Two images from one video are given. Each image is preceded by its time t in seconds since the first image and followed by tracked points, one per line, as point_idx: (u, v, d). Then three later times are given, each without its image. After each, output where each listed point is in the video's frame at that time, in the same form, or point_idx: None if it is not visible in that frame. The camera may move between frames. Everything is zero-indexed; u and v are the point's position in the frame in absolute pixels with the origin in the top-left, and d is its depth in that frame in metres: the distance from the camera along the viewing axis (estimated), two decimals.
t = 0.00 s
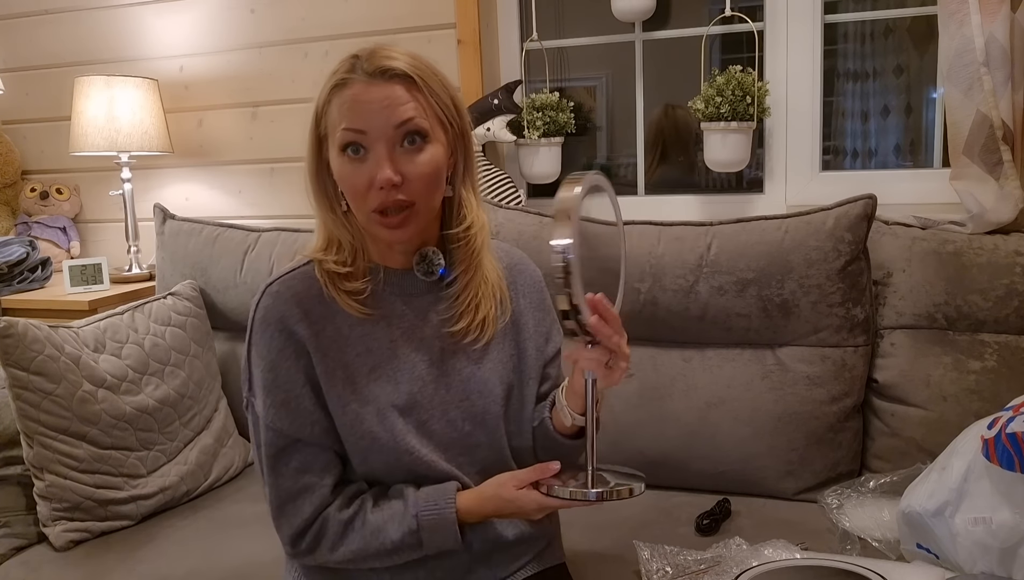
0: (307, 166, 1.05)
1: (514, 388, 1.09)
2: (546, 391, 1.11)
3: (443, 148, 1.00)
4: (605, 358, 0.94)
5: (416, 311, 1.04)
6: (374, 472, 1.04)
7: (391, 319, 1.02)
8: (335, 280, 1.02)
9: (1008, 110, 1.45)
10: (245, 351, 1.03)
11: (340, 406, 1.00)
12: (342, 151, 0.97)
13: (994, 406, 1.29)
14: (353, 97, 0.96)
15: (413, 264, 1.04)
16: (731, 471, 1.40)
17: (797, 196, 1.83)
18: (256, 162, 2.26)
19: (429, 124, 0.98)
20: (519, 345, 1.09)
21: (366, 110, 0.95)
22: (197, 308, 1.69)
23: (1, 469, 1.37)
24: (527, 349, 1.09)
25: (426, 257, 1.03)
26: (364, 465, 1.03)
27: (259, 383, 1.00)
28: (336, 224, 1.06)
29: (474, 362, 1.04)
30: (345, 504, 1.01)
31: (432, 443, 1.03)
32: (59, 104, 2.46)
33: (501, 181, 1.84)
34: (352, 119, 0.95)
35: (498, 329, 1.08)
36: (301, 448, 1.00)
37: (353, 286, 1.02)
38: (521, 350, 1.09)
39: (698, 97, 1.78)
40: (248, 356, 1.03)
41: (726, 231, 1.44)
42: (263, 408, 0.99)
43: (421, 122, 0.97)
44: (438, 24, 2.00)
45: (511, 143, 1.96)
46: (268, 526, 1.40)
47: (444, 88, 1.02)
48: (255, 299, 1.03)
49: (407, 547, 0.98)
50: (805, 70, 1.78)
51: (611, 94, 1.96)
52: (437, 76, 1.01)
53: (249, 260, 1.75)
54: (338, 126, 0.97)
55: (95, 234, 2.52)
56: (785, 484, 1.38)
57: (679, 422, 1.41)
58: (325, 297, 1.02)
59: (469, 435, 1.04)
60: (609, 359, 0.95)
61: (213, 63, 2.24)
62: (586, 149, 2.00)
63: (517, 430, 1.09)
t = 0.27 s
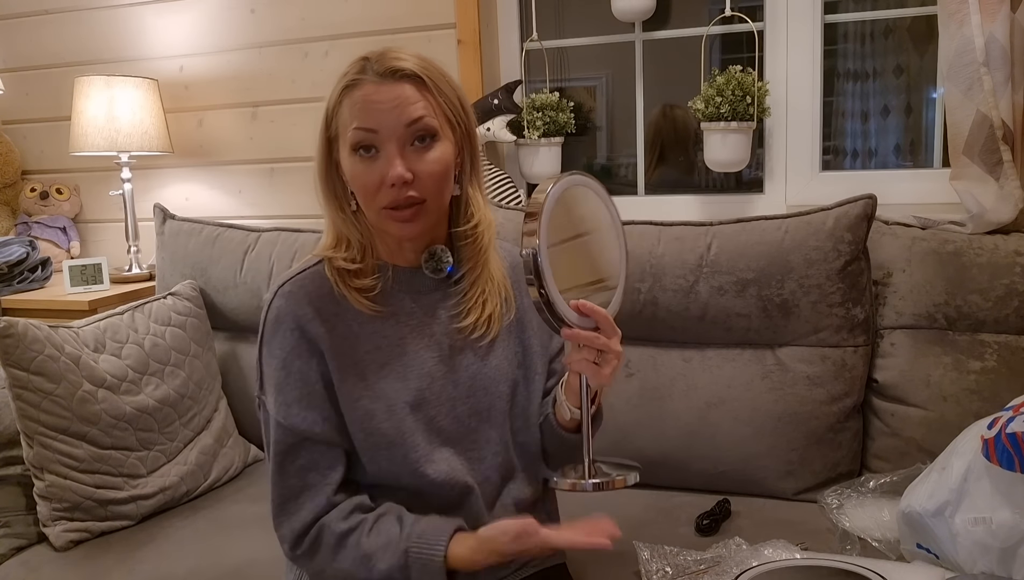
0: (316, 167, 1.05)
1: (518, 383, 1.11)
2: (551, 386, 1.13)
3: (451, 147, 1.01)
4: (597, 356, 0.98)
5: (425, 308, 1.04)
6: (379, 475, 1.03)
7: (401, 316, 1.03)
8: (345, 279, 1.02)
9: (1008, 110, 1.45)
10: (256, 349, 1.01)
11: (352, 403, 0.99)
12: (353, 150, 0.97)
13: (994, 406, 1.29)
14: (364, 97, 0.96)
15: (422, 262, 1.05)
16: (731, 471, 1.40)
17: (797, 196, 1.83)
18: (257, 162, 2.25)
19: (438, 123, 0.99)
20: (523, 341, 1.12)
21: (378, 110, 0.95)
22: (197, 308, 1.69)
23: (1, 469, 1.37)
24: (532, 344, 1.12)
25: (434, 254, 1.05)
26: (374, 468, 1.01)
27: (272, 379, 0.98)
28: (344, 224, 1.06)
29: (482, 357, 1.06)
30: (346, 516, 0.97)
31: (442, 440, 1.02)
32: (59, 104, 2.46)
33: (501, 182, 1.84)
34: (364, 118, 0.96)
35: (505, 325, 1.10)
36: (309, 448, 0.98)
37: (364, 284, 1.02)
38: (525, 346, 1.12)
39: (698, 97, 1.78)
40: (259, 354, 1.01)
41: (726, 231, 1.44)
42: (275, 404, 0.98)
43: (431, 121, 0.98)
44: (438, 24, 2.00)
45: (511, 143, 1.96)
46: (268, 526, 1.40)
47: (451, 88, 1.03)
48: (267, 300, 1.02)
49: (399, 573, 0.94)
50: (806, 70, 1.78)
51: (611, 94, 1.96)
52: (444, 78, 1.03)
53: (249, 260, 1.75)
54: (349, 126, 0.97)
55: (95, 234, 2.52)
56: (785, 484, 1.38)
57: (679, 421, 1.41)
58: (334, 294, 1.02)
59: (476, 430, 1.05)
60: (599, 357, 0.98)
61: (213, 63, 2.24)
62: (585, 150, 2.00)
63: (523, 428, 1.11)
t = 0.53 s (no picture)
0: (317, 167, 1.05)
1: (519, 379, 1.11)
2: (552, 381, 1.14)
3: (452, 143, 1.01)
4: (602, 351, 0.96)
5: (429, 303, 1.05)
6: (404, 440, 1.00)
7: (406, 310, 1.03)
8: (351, 274, 1.02)
9: (1008, 110, 1.44)
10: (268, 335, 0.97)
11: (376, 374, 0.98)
12: (356, 149, 0.97)
13: (994, 406, 1.29)
14: (366, 96, 0.95)
15: (425, 257, 1.06)
16: (730, 472, 1.40)
17: (797, 196, 1.83)
18: (257, 162, 2.25)
19: (439, 120, 0.99)
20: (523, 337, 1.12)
21: (380, 108, 0.95)
22: (197, 308, 1.69)
23: (1, 469, 1.37)
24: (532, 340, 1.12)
25: (438, 250, 1.05)
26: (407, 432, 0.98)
27: (297, 349, 0.93)
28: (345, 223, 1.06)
29: (485, 351, 1.06)
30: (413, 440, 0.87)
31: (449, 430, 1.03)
32: (59, 104, 2.45)
33: (501, 182, 1.84)
34: (366, 116, 0.95)
35: (506, 320, 1.10)
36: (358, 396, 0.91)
37: (370, 277, 1.02)
38: (525, 341, 1.11)
39: (698, 97, 1.78)
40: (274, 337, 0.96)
41: (726, 231, 1.44)
42: (305, 370, 0.92)
43: (432, 118, 0.98)
44: (438, 24, 2.00)
45: (511, 143, 1.96)
46: (269, 526, 1.40)
47: (450, 86, 1.03)
48: (274, 290, 0.98)
49: (484, 467, 0.81)
50: (806, 70, 1.78)
51: (611, 94, 1.96)
52: (443, 76, 1.03)
53: (249, 260, 1.75)
54: (352, 124, 0.97)
55: (95, 234, 2.52)
56: (784, 484, 1.38)
57: (678, 422, 1.41)
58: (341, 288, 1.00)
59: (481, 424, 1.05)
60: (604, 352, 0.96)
61: (213, 63, 2.24)
62: (586, 149, 2.00)
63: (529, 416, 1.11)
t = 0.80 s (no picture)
0: (328, 164, 1.06)
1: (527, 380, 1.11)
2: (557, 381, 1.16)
3: (462, 144, 1.01)
4: (625, 340, 1.05)
5: (439, 302, 1.06)
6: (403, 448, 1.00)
7: (416, 307, 1.04)
8: (361, 270, 1.03)
9: (1008, 110, 1.45)
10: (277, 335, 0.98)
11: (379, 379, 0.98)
12: (367, 148, 0.97)
13: (994, 406, 1.29)
14: (377, 96, 0.96)
15: (435, 255, 1.06)
16: (730, 472, 1.40)
17: (797, 196, 1.83)
18: (257, 162, 2.26)
19: (449, 121, 0.99)
20: (530, 338, 1.12)
21: (391, 108, 0.95)
22: (197, 308, 1.69)
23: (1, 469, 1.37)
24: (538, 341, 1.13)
25: (448, 249, 1.06)
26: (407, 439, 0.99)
27: (302, 354, 0.94)
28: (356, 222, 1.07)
29: (492, 350, 1.06)
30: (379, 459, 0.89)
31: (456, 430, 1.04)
32: (59, 104, 2.46)
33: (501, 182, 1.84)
34: (377, 116, 0.96)
35: (512, 320, 1.11)
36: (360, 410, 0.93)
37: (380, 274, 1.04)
38: (531, 344, 1.12)
39: (698, 97, 1.78)
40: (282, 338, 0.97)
41: (726, 231, 1.45)
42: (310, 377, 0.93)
43: (443, 119, 0.98)
44: (438, 24, 2.00)
45: (511, 143, 1.96)
46: (269, 526, 1.40)
47: (461, 87, 1.03)
48: (282, 288, 1.00)
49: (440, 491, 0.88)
50: (806, 70, 1.78)
51: (611, 94, 1.96)
52: (455, 77, 1.03)
53: (249, 260, 1.75)
54: (362, 124, 0.97)
55: (95, 234, 2.52)
56: (784, 484, 1.38)
57: (678, 422, 1.41)
58: (348, 283, 1.02)
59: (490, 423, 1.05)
60: (626, 340, 1.05)
61: (213, 63, 2.24)
62: (585, 149, 2.00)
63: (537, 419, 1.11)
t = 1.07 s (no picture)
0: (339, 167, 1.06)
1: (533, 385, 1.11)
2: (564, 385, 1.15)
3: (470, 152, 1.01)
4: (637, 322, 1.01)
5: (443, 308, 1.06)
6: (389, 461, 1.03)
7: (419, 315, 1.04)
8: (366, 278, 1.04)
9: (1008, 110, 1.44)
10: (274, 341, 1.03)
11: (366, 398, 1.00)
12: (373, 154, 0.98)
13: (994, 406, 1.29)
14: (386, 102, 0.96)
15: (440, 262, 1.06)
16: (730, 472, 1.40)
17: (797, 196, 1.83)
18: (257, 162, 2.25)
19: (458, 129, 0.99)
20: (538, 343, 1.13)
21: (399, 115, 0.96)
22: (197, 308, 1.69)
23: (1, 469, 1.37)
24: (545, 345, 1.13)
25: (452, 255, 1.07)
26: (380, 461, 1.03)
27: (287, 368, 1.00)
28: (365, 227, 1.07)
29: (497, 357, 1.07)
30: (349, 494, 0.98)
31: (457, 439, 1.04)
32: (59, 104, 2.46)
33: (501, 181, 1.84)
34: (386, 122, 0.96)
35: (519, 326, 1.11)
36: (331, 436, 0.99)
37: (383, 282, 1.04)
38: (540, 347, 1.12)
39: (698, 97, 1.78)
40: (276, 346, 1.03)
41: (726, 231, 1.45)
42: (292, 393, 0.99)
43: (451, 127, 0.98)
44: (438, 24, 2.00)
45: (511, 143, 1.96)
46: (269, 526, 1.40)
47: (472, 94, 1.03)
48: (281, 295, 1.04)
49: (394, 551, 0.96)
50: (806, 70, 1.78)
51: (611, 94, 1.96)
52: (466, 83, 1.03)
53: (249, 260, 1.75)
54: (370, 130, 0.97)
55: (95, 234, 2.52)
56: (784, 484, 1.38)
57: (678, 422, 1.41)
58: (351, 290, 1.03)
59: (493, 430, 1.05)
60: (638, 323, 1.02)
61: (213, 63, 2.24)
62: (585, 149, 2.00)
63: (542, 426, 1.11)
